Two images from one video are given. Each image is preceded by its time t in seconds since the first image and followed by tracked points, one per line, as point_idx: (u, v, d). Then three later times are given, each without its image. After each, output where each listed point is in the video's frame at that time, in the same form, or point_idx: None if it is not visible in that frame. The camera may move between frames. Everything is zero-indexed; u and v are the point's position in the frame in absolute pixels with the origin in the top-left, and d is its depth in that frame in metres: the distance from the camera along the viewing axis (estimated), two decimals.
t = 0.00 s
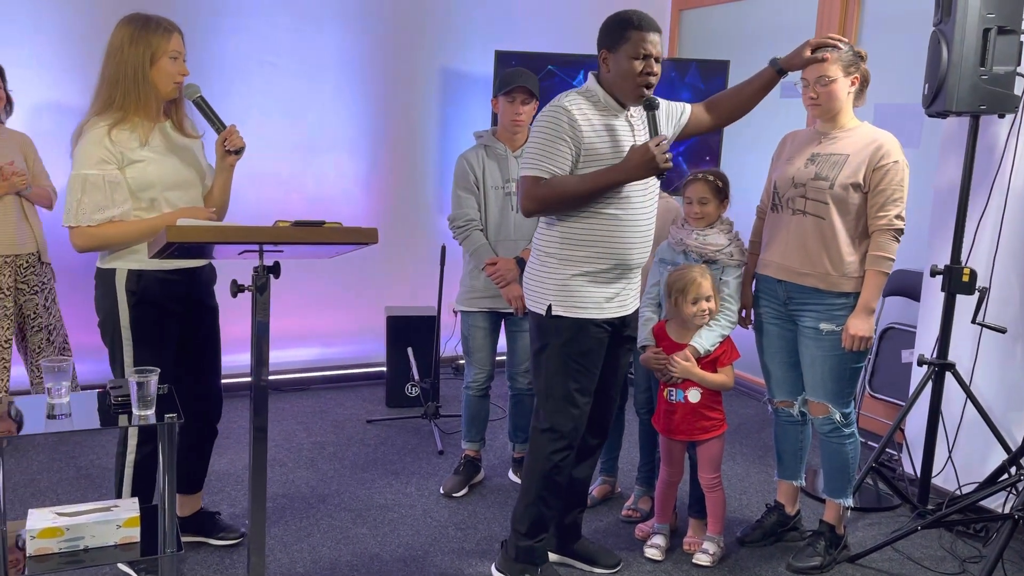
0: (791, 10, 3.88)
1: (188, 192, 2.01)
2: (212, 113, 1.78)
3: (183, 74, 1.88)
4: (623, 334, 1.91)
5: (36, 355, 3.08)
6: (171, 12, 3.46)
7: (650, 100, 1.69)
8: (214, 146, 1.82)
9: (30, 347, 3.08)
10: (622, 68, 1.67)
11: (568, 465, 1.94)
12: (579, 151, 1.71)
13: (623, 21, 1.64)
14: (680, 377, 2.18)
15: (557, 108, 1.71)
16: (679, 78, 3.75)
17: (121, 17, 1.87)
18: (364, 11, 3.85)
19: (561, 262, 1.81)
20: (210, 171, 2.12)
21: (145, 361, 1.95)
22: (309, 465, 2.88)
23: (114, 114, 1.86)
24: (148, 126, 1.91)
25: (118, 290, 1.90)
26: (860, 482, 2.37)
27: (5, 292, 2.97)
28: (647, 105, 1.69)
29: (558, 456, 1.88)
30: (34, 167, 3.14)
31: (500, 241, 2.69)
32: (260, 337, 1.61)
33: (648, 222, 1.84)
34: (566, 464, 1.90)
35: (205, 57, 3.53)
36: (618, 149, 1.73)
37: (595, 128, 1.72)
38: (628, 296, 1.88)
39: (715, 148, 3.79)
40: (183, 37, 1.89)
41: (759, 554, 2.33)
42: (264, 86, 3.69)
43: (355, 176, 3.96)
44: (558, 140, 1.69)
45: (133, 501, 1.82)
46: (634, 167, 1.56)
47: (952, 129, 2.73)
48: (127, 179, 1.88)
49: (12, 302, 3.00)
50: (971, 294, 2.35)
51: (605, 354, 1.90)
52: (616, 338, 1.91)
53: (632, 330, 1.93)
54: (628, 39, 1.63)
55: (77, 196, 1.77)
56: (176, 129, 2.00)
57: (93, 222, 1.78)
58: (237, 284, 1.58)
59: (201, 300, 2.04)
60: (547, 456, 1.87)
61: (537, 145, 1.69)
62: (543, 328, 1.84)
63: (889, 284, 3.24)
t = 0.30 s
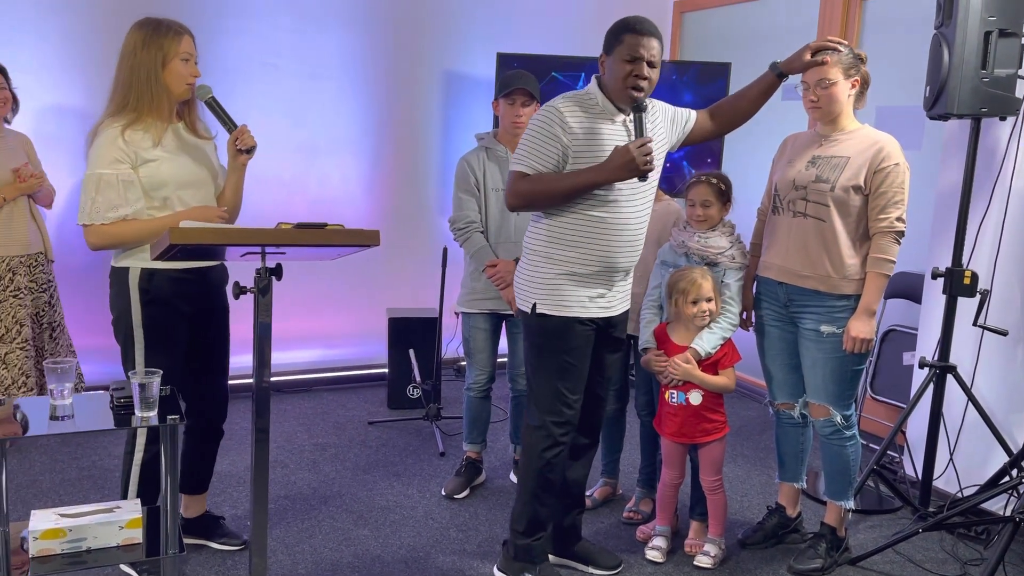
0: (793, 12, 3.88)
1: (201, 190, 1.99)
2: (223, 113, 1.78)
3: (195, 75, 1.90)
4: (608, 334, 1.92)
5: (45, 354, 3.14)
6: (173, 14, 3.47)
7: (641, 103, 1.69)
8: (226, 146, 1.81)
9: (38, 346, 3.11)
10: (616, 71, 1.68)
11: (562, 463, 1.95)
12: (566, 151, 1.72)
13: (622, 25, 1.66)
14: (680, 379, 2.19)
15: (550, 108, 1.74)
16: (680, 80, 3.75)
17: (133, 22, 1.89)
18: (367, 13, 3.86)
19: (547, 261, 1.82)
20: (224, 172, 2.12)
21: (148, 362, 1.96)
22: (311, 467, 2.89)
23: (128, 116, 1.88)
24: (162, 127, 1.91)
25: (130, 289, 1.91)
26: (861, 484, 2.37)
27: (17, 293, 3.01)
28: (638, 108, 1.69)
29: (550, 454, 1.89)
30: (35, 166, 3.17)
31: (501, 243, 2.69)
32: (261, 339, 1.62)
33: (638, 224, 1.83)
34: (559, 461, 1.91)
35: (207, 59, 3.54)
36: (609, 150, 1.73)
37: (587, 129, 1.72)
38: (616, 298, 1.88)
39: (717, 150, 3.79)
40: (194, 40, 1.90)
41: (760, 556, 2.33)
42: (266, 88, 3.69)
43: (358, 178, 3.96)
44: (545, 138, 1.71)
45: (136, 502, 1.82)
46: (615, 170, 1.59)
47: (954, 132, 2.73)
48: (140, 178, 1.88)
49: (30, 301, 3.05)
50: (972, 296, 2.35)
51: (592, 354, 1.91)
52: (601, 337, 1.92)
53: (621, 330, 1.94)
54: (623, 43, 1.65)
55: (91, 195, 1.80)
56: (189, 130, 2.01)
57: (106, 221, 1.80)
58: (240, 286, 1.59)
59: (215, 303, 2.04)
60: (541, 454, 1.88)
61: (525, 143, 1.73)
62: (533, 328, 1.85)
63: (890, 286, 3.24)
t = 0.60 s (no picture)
0: (794, 14, 3.89)
1: (215, 190, 1.99)
2: (240, 113, 1.80)
3: (211, 77, 1.90)
4: (597, 338, 1.91)
5: (59, 351, 3.19)
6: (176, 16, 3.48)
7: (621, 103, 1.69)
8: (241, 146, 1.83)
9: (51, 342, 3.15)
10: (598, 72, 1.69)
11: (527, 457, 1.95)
12: (548, 151, 1.73)
13: (604, 27, 1.67)
14: (683, 381, 2.18)
15: (534, 109, 1.76)
16: (682, 81, 3.76)
17: (149, 26, 1.89)
18: (369, 15, 3.87)
19: (532, 260, 1.84)
20: (238, 173, 2.11)
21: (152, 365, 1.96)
22: (313, 468, 2.89)
23: (145, 116, 1.89)
24: (179, 127, 1.92)
25: (146, 287, 1.91)
26: (863, 486, 2.37)
27: (30, 290, 3.04)
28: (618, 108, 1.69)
29: (510, 446, 1.89)
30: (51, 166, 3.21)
31: (502, 245, 2.69)
32: (263, 340, 1.62)
33: (624, 225, 1.82)
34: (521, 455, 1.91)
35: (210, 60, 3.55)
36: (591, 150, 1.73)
37: (570, 128, 1.72)
38: (603, 300, 1.87)
39: (718, 152, 3.79)
40: (210, 41, 1.90)
41: (762, 558, 2.33)
42: (269, 89, 3.70)
43: (361, 179, 3.97)
44: (526, 138, 1.74)
45: (138, 504, 1.83)
46: (590, 170, 1.61)
47: (955, 133, 2.73)
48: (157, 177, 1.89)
49: (44, 300, 3.10)
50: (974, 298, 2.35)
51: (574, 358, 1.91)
52: (589, 342, 1.91)
53: (613, 333, 1.94)
54: (603, 44, 1.65)
55: (110, 193, 1.81)
56: (205, 130, 2.02)
57: (125, 218, 1.82)
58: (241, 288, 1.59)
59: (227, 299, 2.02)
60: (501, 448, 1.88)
61: (508, 144, 1.76)
62: (519, 326, 1.87)
63: (892, 288, 3.24)
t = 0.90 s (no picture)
0: (797, 16, 3.89)
1: (227, 191, 1.98)
2: (252, 116, 1.78)
3: (226, 80, 1.92)
4: (574, 339, 1.91)
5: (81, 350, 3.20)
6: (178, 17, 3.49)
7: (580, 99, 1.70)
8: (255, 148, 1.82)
9: (70, 342, 3.16)
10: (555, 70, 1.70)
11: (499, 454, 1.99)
12: (515, 154, 1.76)
13: (555, 24, 1.68)
14: (684, 382, 2.18)
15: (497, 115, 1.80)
16: (684, 82, 3.76)
17: (168, 29, 1.92)
18: (371, 16, 3.87)
19: (506, 257, 1.88)
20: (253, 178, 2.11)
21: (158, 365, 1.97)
22: (315, 469, 2.89)
23: (160, 117, 1.90)
24: (193, 129, 1.93)
25: (158, 284, 1.92)
26: (865, 488, 2.36)
27: (49, 288, 3.07)
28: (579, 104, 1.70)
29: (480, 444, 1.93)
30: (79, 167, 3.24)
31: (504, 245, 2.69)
32: (265, 341, 1.62)
33: (599, 223, 1.81)
34: (491, 453, 1.94)
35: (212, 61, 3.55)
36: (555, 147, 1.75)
37: (534, 129, 1.75)
38: (581, 297, 1.87)
39: (719, 153, 3.79)
40: (226, 44, 1.92)
41: (763, 560, 2.33)
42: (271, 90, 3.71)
43: (363, 180, 3.97)
44: (492, 145, 1.78)
45: (140, 505, 1.83)
46: (550, 168, 1.63)
47: (957, 135, 2.73)
48: (170, 178, 1.89)
49: (63, 300, 3.12)
50: (976, 300, 2.35)
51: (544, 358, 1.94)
52: (566, 345, 1.92)
53: (594, 335, 1.93)
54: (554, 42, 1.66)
55: (124, 192, 1.84)
56: (219, 132, 2.00)
57: (139, 217, 1.84)
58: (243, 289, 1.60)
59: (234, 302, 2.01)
60: (470, 443, 1.93)
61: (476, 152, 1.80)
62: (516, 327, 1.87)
63: (894, 289, 3.24)
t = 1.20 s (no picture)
0: (799, 17, 3.89)
1: (235, 193, 1.99)
2: (262, 119, 1.80)
3: (238, 84, 1.93)
4: (541, 341, 1.92)
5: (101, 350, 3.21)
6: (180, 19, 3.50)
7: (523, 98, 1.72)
8: (264, 151, 1.83)
9: (94, 341, 3.20)
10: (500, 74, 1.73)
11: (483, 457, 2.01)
12: (466, 158, 1.81)
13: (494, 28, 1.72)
14: (685, 382, 2.18)
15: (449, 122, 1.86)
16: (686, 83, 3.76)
17: (184, 32, 1.93)
18: (374, 17, 3.87)
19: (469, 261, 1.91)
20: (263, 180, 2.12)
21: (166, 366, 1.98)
22: (316, 470, 2.90)
23: (173, 119, 1.91)
24: (205, 131, 1.94)
25: (167, 284, 1.92)
26: (868, 489, 2.36)
27: (65, 287, 3.09)
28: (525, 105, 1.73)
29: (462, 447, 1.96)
30: (101, 171, 3.24)
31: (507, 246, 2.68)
32: (268, 342, 1.63)
33: (557, 225, 1.84)
34: (472, 462, 1.97)
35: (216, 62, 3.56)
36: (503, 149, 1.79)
37: (483, 133, 1.80)
38: (545, 299, 1.88)
39: (721, 154, 3.79)
40: (240, 49, 1.93)
41: (766, 561, 2.32)
42: (273, 90, 3.71)
43: (365, 181, 3.98)
44: (445, 151, 1.83)
45: (143, 505, 1.83)
46: (493, 170, 1.66)
47: (959, 136, 2.73)
48: (180, 180, 1.90)
49: (80, 300, 3.13)
50: (978, 300, 2.35)
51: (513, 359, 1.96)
52: (534, 346, 1.94)
53: (564, 338, 1.93)
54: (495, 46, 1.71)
55: (136, 192, 1.84)
56: (230, 135, 2.01)
57: (149, 217, 1.85)
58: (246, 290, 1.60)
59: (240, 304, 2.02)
60: (453, 452, 1.96)
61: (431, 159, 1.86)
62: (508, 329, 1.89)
63: (896, 290, 3.24)
